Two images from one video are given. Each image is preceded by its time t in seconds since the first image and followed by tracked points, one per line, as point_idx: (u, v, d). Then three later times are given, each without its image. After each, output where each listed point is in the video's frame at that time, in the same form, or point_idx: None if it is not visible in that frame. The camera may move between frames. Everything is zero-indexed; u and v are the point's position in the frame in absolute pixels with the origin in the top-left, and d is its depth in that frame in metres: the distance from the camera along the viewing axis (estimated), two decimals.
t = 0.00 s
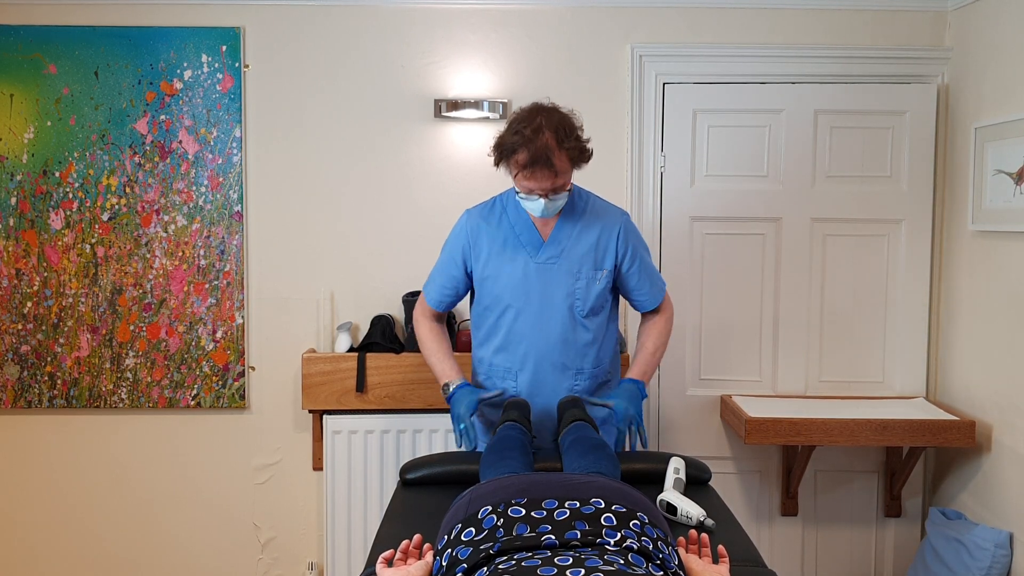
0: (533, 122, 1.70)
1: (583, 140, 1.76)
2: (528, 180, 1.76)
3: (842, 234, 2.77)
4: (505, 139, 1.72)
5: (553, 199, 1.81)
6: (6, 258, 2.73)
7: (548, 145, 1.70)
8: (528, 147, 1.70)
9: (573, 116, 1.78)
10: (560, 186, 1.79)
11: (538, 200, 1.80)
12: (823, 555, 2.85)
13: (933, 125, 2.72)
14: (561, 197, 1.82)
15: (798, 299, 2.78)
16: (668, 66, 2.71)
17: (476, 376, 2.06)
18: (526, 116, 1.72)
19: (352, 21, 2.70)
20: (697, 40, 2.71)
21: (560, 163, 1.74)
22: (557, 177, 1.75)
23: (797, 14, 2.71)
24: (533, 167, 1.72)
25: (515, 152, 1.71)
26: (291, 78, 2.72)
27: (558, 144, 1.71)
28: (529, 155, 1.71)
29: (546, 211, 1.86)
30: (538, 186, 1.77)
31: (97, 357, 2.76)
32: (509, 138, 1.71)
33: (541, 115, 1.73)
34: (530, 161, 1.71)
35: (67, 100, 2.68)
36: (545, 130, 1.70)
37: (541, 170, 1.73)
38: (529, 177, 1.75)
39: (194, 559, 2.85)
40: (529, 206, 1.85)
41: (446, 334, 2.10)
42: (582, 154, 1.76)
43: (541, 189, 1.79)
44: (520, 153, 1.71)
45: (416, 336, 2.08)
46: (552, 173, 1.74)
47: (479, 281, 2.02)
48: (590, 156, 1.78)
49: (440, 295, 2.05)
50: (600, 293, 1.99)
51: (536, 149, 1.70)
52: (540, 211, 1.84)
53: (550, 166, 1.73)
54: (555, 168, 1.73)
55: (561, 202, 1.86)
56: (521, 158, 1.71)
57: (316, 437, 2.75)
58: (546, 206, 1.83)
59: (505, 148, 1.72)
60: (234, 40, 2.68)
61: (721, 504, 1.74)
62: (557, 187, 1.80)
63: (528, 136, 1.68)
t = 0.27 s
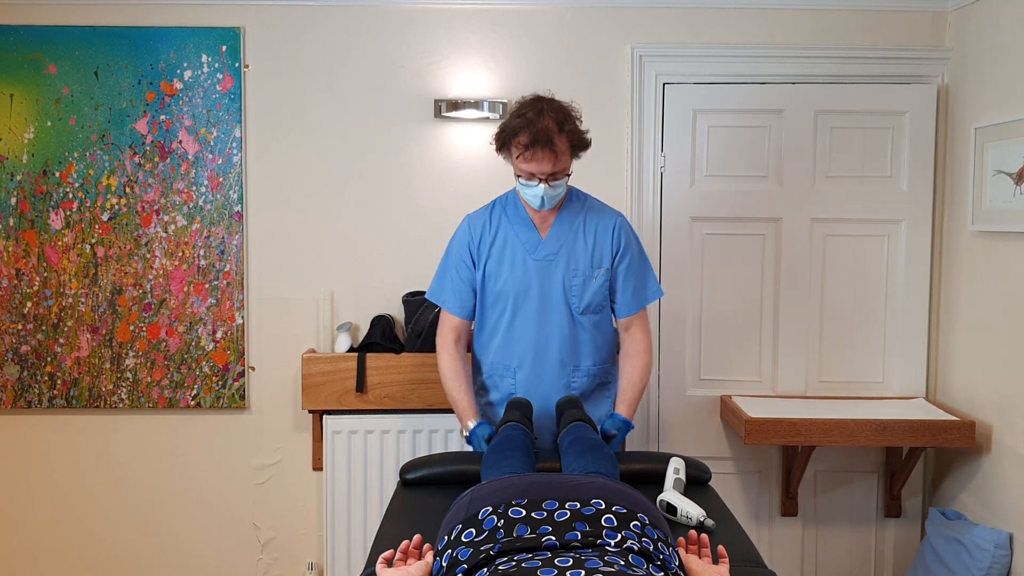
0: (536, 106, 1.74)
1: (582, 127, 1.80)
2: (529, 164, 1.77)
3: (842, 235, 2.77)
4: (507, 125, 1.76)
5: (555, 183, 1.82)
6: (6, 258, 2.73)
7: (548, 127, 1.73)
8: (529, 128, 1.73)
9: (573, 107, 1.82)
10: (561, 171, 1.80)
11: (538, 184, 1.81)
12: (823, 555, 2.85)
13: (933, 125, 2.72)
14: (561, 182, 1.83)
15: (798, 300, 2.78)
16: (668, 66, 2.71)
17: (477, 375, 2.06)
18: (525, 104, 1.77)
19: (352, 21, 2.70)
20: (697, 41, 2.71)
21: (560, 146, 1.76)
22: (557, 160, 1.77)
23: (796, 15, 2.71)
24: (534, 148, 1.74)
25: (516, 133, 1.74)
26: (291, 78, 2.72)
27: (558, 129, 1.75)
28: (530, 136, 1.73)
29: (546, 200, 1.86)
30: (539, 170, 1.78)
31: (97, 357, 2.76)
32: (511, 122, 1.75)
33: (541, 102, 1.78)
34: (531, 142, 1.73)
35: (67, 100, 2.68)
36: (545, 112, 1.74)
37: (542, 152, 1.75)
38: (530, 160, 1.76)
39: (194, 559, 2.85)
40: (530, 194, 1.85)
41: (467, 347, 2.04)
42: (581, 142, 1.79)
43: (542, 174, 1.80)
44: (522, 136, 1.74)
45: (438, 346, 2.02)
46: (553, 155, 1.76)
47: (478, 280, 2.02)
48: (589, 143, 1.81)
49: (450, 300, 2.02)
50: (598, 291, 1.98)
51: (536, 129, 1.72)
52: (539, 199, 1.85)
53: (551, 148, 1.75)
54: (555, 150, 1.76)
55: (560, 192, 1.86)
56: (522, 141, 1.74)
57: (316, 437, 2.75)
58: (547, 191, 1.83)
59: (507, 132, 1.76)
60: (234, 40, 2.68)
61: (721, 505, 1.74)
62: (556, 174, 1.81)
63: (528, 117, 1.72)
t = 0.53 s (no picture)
0: (534, 92, 1.80)
1: (578, 115, 1.85)
2: (528, 147, 1.80)
3: (842, 235, 2.77)
4: (505, 110, 1.81)
5: (551, 167, 1.83)
6: (6, 258, 2.73)
7: (545, 109, 1.77)
8: (526, 110, 1.77)
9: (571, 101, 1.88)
10: (558, 155, 1.82)
11: (536, 168, 1.82)
12: (823, 555, 2.85)
13: (933, 125, 2.72)
14: (557, 167, 1.84)
15: (798, 300, 2.78)
16: (668, 66, 2.71)
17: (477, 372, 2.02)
18: (522, 92, 1.82)
19: (352, 21, 2.70)
20: (697, 41, 2.71)
21: (557, 130, 1.80)
22: (554, 143, 1.79)
23: (796, 15, 2.71)
24: (531, 129, 1.78)
25: (513, 116, 1.79)
26: (291, 78, 2.72)
27: (554, 113, 1.79)
28: (527, 118, 1.78)
29: (543, 187, 1.86)
30: (537, 153, 1.79)
31: (97, 357, 2.76)
32: (509, 106, 1.80)
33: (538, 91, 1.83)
34: (528, 123, 1.78)
35: (67, 101, 2.68)
36: (542, 97, 1.79)
37: (539, 133, 1.78)
38: (528, 143, 1.79)
39: (193, 559, 2.85)
40: (529, 180, 1.85)
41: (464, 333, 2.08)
42: (576, 129, 1.83)
43: (540, 158, 1.81)
44: (519, 118, 1.79)
45: (441, 349, 2.02)
46: (550, 136, 1.79)
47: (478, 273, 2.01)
48: (584, 131, 1.85)
49: (449, 294, 2.05)
50: (597, 283, 1.97)
51: (533, 111, 1.77)
52: (537, 185, 1.85)
53: (548, 130, 1.78)
54: (552, 132, 1.79)
55: (558, 180, 1.87)
56: (519, 123, 1.79)
57: (316, 437, 2.75)
58: (544, 176, 1.83)
59: (505, 117, 1.81)
60: (234, 40, 2.68)
61: (720, 505, 1.74)
62: (554, 159, 1.82)
63: (525, 100, 1.77)
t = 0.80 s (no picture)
0: (536, 86, 1.82)
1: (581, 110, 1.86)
2: (531, 138, 1.81)
3: (842, 235, 2.77)
4: (507, 104, 1.83)
5: (555, 160, 1.83)
6: (6, 258, 2.73)
7: (547, 101, 1.79)
8: (528, 102, 1.79)
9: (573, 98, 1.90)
10: (562, 147, 1.82)
11: (539, 160, 1.82)
12: (822, 556, 2.85)
13: (933, 126, 2.72)
14: (561, 159, 1.83)
15: (798, 300, 2.78)
16: (668, 67, 2.71)
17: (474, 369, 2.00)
18: (525, 87, 1.84)
19: (352, 21, 2.70)
20: (696, 41, 2.71)
21: (559, 121, 1.81)
22: (557, 133, 1.80)
23: (796, 15, 2.71)
24: (534, 120, 1.80)
25: (516, 108, 1.81)
26: (291, 78, 2.72)
27: (557, 105, 1.81)
28: (531, 109, 1.79)
29: (546, 180, 1.86)
30: (540, 144, 1.80)
31: (97, 357, 2.76)
32: (512, 100, 1.83)
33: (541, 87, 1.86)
34: (531, 114, 1.79)
35: (67, 101, 2.68)
36: (544, 89, 1.81)
37: (542, 124, 1.80)
38: (531, 134, 1.80)
39: (193, 559, 2.85)
40: (530, 172, 1.85)
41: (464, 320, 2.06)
42: (578, 123, 1.85)
43: (542, 149, 1.81)
44: (522, 110, 1.80)
45: (436, 333, 2.02)
46: (552, 127, 1.80)
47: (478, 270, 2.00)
48: (586, 125, 1.87)
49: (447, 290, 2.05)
50: (598, 280, 1.96)
51: (536, 102, 1.79)
52: (539, 178, 1.85)
53: (550, 120, 1.80)
54: (555, 123, 1.81)
55: (559, 174, 1.87)
56: (522, 115, 1.80)
57: (316, 437, 2.75)
58: (547, 168, 1.83)
59: (508, 111, 1.82)
60: (235, 40, 2.68)
61: (720, 504, 1.74)
62: (557, 151, 1.82)
63: (527, 92, 1.80)
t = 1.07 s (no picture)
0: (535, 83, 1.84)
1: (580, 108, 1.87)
2: (531, 132, 1.81)
3: (842, 236, 2.77)
4: (508, 101, 1.84)
5: (555, 154, 1.82)
6: (6, 258, 2.73)
7: (547, 97, 1.81)
8: (528, 97, 1.81)
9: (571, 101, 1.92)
10: (562, 141, 1.82)
11: (539, 154, 1.81)
12: (822, 556, 2.85)
13: (933, 126, 2.72)
14: (561, 154, 1.83)
15: (798, 300, 2.78)
16: (668, 67, 2.71)
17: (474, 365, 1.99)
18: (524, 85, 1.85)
19: (353, 21, 2.70)
20: (696, 42, 2.71)
21: (559, 115, 1.82)
22: (557, 127, 1.81)
23: (796, 16, 2.71)
24: (534, 115, 1.80)
25: (516, 104, 1.82)
26: (291, 78, 2.72)
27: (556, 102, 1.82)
28: (531, 104, 1.80)
29: (546, 175, 1.85)
30: (540, 137, 1.80)
31: (97, 357, 2.76)
32: (513, 97, 1.84)
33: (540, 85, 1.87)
34: (531, 109, 1.80)
35: (67, 101, 2.68)
36: (544, 85, 1.82)
37: (542, 119, 1.80)
38: (531, 128, 1.81)
39: (193, 560, 2.85)
40: (531, 167, 1.85)
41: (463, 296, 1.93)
42: (577, 121, 1.86)
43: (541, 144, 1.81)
44: (522, 106, 1.81)
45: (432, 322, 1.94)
46: (552, 121, 1.81)
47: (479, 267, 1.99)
48: (585, 123, 1.88)
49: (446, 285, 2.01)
50: (599, 275, 1.96)
51: (536, 97, 1.80)
52: (539, 172, 1.84)
53: (550, 114, 1.81)
54: (555, 117, 1.81)
55: (559, 169, 1.86)
56: (523, 110, 1.81)
57: (316, 437, 2.75)
58: (547, 163, 1.83)
59: (508, 108, 1.83)
60: (235, 40, 2.68)
61: (720, 505, 1.74)
62: (556, 146, 1.82)
63: (527, 87, 1.81)
